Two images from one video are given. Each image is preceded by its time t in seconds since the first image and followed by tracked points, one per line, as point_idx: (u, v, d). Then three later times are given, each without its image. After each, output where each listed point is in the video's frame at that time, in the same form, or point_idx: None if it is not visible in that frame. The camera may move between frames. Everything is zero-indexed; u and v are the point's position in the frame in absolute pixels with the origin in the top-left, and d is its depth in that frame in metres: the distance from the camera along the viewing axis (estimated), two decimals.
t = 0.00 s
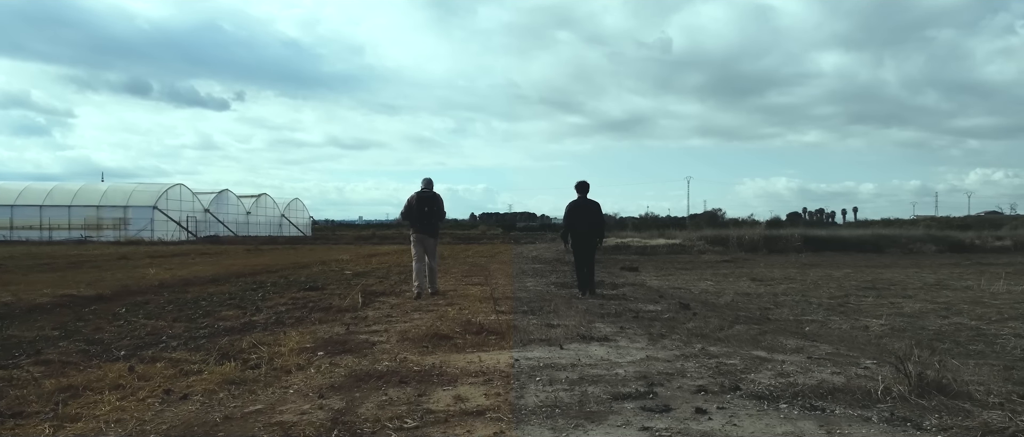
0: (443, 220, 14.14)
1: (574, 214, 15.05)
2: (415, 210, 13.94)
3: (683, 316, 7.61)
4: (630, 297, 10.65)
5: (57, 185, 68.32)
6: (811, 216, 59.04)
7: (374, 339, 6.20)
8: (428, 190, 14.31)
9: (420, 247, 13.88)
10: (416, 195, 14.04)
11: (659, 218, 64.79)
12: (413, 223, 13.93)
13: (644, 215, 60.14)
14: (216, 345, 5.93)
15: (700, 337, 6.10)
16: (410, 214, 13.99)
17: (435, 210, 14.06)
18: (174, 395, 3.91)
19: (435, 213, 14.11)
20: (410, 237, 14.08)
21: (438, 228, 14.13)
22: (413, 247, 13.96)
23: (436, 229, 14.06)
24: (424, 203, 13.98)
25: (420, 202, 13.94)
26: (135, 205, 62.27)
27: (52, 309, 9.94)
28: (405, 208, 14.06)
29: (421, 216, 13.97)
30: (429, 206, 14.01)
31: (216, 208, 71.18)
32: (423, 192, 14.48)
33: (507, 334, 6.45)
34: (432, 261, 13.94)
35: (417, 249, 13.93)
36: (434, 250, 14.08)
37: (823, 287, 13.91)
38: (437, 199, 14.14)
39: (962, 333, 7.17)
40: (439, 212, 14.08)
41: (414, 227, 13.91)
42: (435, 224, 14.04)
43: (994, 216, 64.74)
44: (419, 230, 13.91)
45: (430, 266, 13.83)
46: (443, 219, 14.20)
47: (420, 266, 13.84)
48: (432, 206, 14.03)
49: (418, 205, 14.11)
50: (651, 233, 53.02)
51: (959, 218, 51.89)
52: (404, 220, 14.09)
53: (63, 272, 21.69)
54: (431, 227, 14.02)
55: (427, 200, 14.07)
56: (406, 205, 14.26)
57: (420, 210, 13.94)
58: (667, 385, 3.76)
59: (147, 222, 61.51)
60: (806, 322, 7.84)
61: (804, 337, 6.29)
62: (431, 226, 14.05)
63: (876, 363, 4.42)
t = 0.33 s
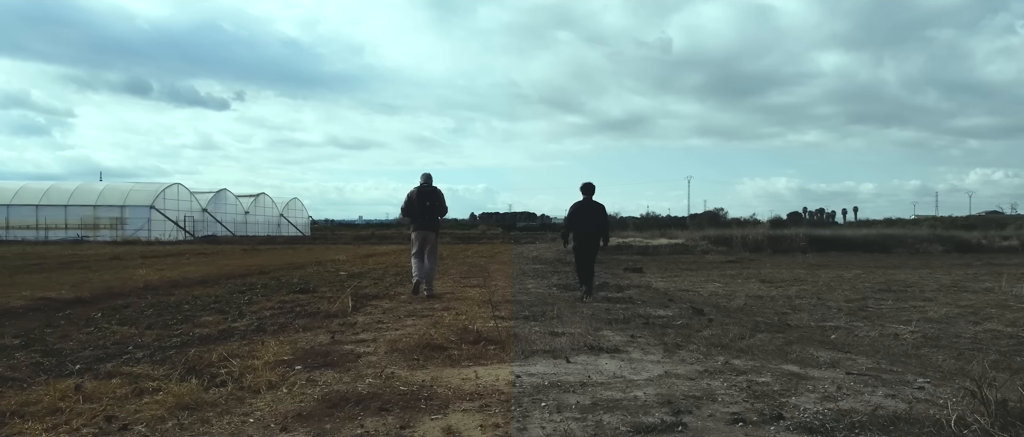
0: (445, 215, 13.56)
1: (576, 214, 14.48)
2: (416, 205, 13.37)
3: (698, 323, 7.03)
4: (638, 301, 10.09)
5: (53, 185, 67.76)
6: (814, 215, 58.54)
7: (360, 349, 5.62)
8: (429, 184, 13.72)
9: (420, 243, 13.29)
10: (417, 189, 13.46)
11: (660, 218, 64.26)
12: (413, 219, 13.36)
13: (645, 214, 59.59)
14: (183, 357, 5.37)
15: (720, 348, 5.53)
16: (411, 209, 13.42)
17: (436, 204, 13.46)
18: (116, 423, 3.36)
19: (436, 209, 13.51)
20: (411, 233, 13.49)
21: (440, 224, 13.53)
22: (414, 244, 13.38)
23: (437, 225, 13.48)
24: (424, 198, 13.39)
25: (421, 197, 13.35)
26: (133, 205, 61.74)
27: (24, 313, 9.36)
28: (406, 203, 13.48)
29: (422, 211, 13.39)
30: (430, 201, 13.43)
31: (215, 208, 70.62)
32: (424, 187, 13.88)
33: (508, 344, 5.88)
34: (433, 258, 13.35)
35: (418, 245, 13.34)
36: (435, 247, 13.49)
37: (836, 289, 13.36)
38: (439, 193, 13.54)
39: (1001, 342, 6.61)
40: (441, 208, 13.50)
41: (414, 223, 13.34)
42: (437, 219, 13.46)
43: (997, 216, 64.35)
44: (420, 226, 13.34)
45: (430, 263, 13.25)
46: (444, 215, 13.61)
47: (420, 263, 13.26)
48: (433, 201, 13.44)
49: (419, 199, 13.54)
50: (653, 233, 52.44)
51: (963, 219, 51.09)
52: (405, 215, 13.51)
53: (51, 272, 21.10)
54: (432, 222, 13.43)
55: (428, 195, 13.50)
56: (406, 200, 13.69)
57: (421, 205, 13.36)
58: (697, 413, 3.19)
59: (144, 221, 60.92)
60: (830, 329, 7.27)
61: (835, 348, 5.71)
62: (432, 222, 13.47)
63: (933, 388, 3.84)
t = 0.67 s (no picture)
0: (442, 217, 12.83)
1: (581, 213, 13.75)
2: (411, 207, 12.60)
3: (723, 334, 6.28)
4: (649, 305, 9.38)
5: (49, 184, 67.04)
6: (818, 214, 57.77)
7: (339, 367, 4.89)
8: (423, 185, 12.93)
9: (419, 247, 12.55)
10: (411, 191, 12.68)
11: (661, 217, 63.58)
12: (409, 222, 12.62)
13: (647, 213, 58.84)
14: (131, 376, 4.64)
15: (754, 366, 4.81)
16: (406, 212, 12.64)
17: (433, 206, 12.72)
18: None
19: (433, 210, 12.76)
20: (408, 238, 12.75)
21: (437, 226, 12.81)
22: (411, 248, 12.64)
23: (435, 227, 12.78)
24: (421, 200, 12.63)
25: (417, 199, 12.59)
26: (129, 204, 61.03)
27: None
28: (401, 206, 12.70)
29: (418, 213, 12.65)
30: (426, 203, 12.68)
31: (212, 207, 69.91)
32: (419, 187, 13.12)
33: (509, 361, 5.15)
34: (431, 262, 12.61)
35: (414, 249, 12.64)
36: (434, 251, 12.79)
37: (856, 292, 12.63)
38: (434, 194, 12.77)
39: None
40: (438, 209, 12.75)
41: (409, 226, 12.62)
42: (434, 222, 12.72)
43: (1001, 215, 63.71)
44: (416, 229, 12.61)
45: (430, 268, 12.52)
46: (443, 216, 12.88)
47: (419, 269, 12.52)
48: (430, 202, 12.70)
49: (414, 201, 12.78)
50: (655, 232, 51.69)
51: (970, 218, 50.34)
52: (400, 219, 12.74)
53: (35, 273, 20.37)
54: (429, 225, 12.69)
55: (424, 197, 12.75)
56: (401, 203, 12.92)
57: (417, 207, 12.60)
58: None
59: (140, 221, 60.12)
60: (868, 340, 6.52)
61: (885, 366, 4.98)
62: (429, 224, 12.73)
63: None
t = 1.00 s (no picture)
0: (428, 212, 13.14)
1: (582, 211, 12.80)
2: (397, 203, 13.01)
3: (759, 351, 5.35)
4: (662, 313, 8.46)
5: (44, 183, 66.16)
6: (822, 214, 56.88)
7: (299, 397, 3.98)
8: (411, 180, 13.38)
9: (404, 242, 12.81)
10: (397, 187, 13.09)
11: (663, 217, 62.66)
12: (396, 217, 12.99)
13: (650, 212, 57.96)
14: (35, 411, 3.72)
15: (810, 398, 3.91)
16: (393, 207, 13.04)
17: (418, 200, 13.07)
18: None
19: (419, 205, 13.09)
20: (394, 233, 13.09)
21: (423, 221, 13.14)
22: (397, 243, 12.94)
23: (421, 222, 13.11)
24: (407, 194, 13.02)
25: (402, 194, 13.00)
26: (124, 203, 60.15)
27: None
28: (387, 201, 13.13)
29: (404, 208, 13.00)
30: (412, 198, 13.04)
31: (209, 207, 69.03)
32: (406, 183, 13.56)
33: (508, 389, 4.24)
34: (417, 257, 12.88)
35: (401, 244, 12.94)
36: (420, 246, 13.05)
37: (882, 297, 11.70)
38: (420, 189, 13.15)
39: None
40: (423, 204, 13.09)
41: (396, 221, 12.98)
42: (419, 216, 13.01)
43: (1007, 215, 62.80)
44: (403, 224, 12.95)
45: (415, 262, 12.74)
46: (428, 211, 13.21)
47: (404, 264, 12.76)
48: (415, 197, 13.06)
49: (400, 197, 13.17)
50: (658, 232, 50.84)
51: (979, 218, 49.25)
52: (386, 214, 13.13)
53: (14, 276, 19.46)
54: (415, 220, 13.05)
55: (409, 192, 13.07)
56: (388, 199, 13.33)
57: (403, 202, 12.98)
58: None
59: (135, 220, 59.20)
60: (928, 357, 5.56)
61: (969, 395, 4.07)
62: (415, 219, 13.07)
63: None
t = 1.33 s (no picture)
0: (421, 214, 12.42)
1: (588, 210, 11.95)
2: (389, 204, 12.24)
3: (806, 371, 4.52)
4: (678, 320, 7.67)
5: (38, 182, 65.29)
6: (827, 214, 56.11)
7: None
8: (404, 180, 12.62)
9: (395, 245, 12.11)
10: (389, 187, 12.32)
11: (665, 217, 61.87)
12: (387, 219, 12.25)
13: (651, 211, 57.11)
14: None
15: None
16: (384, 208, 12.28)
17: (411, 202, 12.34)
18: None
19: (412, 207, 12.37)
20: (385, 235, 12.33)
21: (416, 224, 12.43)
22: (388, 246, 12.21)
23: (413, 225, 12.38)
24: (399, 195, 12.27)
25: (394, 195, 12.24)
26: (120, 203, 59.30)
27: None
28: (378, 202, 12.34)
29: (396, 210, 12.26)
30: (404, 199, 12.29)
31: (206, 206, 68.22)
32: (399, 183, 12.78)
33: (507, 427, 3.42)
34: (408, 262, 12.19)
35: (391, 247, 12.19)
36: (411, 250, 12.38)
37: (910, 301, 10.89)
38: (413, 190, 12.42)
39: None
40: (417, 206, 12.38)
41: (387, 224, 12.24)
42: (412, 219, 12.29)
43: (1011, 215, 62.11)
44: (394, 227, 12.20)
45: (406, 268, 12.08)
46: (421, 214, 12.51)
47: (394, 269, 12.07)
48: (408, 198, 12.32)
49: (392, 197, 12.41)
50: (660, 231, 50.04)
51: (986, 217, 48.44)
52: (377, 216, 12.37)
53: None
54: (407, 223, 12.32)
55: (402, 193, 12.32)
56: (379, 198, 12.54)
57: (395, 203, 12.23)
58: None
59: (131, 220, 58.29)
60: (1004, 379, 4.72)
61: None
62: (408, 222, 12.35)
63: None
